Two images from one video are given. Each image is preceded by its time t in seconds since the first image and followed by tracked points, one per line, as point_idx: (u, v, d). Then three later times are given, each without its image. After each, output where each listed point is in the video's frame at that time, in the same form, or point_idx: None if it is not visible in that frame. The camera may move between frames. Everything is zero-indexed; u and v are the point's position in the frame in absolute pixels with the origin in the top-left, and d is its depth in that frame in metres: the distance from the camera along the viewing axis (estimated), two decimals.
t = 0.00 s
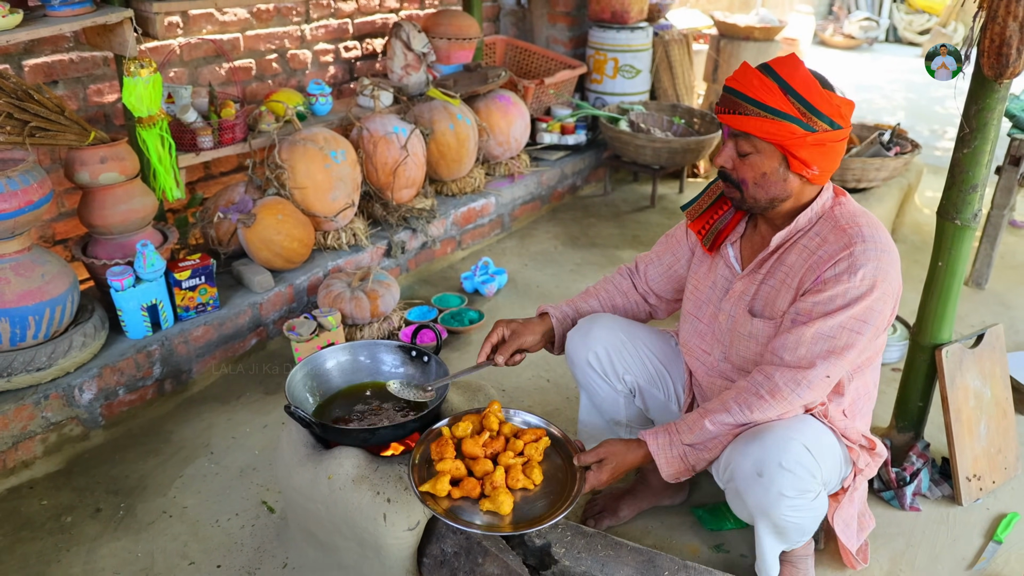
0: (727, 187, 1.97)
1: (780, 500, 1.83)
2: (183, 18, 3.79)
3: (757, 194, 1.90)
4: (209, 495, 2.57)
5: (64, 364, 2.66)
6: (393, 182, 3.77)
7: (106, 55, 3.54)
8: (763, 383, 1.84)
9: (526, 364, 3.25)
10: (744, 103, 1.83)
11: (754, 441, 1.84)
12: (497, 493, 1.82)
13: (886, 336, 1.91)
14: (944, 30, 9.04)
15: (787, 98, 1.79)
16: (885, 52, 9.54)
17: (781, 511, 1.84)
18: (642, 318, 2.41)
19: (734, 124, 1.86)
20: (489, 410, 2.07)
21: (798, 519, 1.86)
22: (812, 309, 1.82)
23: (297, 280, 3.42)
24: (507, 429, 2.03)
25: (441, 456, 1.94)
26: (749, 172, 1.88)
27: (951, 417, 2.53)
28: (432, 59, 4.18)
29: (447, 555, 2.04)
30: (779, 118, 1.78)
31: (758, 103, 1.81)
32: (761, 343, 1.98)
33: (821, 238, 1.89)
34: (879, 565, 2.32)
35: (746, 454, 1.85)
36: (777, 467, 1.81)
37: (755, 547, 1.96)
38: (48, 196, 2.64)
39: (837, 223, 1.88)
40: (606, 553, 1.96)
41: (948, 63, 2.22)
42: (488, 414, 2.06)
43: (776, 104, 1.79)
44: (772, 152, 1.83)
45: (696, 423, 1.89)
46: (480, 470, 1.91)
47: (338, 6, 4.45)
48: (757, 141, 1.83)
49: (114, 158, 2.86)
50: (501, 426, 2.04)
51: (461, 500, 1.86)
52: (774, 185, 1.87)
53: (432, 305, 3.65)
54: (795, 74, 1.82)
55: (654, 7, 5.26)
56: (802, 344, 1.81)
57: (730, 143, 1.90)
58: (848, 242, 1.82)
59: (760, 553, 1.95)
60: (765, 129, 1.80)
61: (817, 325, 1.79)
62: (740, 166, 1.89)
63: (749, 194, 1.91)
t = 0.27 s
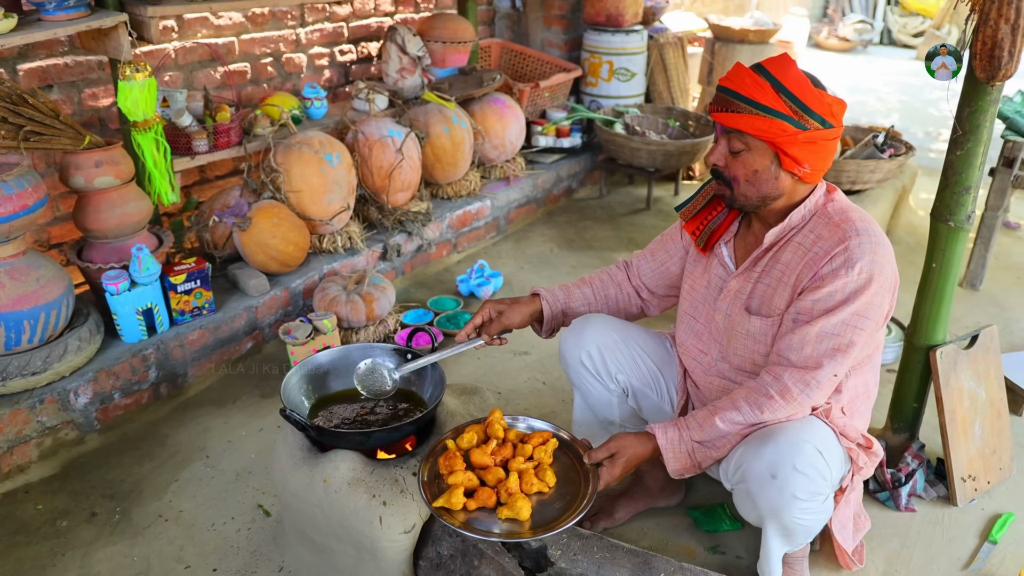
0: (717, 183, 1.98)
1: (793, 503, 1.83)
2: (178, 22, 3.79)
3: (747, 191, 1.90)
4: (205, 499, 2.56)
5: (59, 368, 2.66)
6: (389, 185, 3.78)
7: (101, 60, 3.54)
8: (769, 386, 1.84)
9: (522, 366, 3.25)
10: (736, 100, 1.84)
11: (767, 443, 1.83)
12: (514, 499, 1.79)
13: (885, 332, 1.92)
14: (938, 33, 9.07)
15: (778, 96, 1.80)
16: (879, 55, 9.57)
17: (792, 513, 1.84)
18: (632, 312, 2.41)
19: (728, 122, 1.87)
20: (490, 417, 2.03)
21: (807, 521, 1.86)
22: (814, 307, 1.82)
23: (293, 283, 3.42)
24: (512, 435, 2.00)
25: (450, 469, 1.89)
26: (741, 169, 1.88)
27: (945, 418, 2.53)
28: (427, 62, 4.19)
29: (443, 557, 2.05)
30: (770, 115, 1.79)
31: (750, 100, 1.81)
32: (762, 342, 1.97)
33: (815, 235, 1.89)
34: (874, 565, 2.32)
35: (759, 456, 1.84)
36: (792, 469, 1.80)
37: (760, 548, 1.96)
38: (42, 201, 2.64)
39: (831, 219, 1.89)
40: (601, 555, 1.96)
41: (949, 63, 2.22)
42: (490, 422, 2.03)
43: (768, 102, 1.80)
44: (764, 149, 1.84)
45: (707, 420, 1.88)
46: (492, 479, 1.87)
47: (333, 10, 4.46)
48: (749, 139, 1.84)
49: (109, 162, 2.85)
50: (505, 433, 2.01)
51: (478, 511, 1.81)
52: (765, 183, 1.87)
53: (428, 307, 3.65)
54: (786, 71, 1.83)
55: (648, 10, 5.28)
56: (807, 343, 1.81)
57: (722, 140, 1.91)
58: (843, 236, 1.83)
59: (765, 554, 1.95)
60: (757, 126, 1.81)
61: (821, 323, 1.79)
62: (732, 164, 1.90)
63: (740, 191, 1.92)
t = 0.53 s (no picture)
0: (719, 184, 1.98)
1: (813, 502, 1.82)
2: (177, 22, 3.79)
3: (750, 189, 1.91)
4: (204, 499, 2.56)
5: (58, 368, 2.66)
6: (388, 185, 3.78)
7: (101, 59, 3.54)
8: (784, 383, 1.84)
9: (521, 366, 3.25)
10: (736, 99, 1.85)
11: (789, 441, 1.82)
12: (542, 511, 1.78)
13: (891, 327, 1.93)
14: (937, 33, 9.07)
15: (778, 94, 1.81)
16: (878, 55, 9.57)
17: (810, 512, 1.83)
18: (625, 313, 2.42)
19: (729, 121, 1.87)
20: (500, 429, 2.00)
21: (823, 520, 1.86)
22: (824, 304, 1.82)
23: (292, 283, 3.42)
24: (525, 445, 1.98)
25: (469, 486, 1.86)
26: (743, 167, 1.88)
27: (944, 418, 2.53)
28: (427, 62, 4.19)
29: (443, 557, 2.05)
30: (770, 113, 1.80)
31: (750, 98, 1.82)
32: (765, 338, 1.97)
33: (821, 232, 1.90)
34: (874, 565, 2.32)
35: (782, 453, 1.82)
36: (814, 467, 1.79)
37: (773, 547, 1.94)
38: (42, 201, 2.64)
39: (835, 216, 1.90)
40: (601, 554, 1.96)
41: (948, 63, 2.23)
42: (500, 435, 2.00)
43: (768, 100, 1.80)
44: (765, 146, 1.84)
45: (726, 418, 1.88)
46: (513, 492, 1.85)
47: (333, 10, 4.46)
48: (750, 137, 1.84)
49: (108, 162, 2.85)
50: (519, 445, 1.99)
51: (505, 526, 1.80)
52: (769, 180, 1.88)
53: (428, 307, 3.65)
54: (784, 69, 1.83)
55: (648, 11, 5.28)
56: (820, 341, 1.81)
57: (723, 140, 1.91)
58: (849, 233, 1.84)
59: (776, 552, 1.93)
60: (757, 124, 1.82)
61: (834, 320, 1.80)
62: (734, 162, 1.90)
63: (742, 189, 1.92)
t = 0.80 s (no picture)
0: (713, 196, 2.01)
1: (826, 499, 1.82)
2: (179, 19, 3.79)
3: (739, 201, 1.93)
4: (205, 496, 2.56)
5: (60, 365, 2.66)
6: (390, 183, 3.78)
7: (103, 57, 3.54)
8: (798, 381, 1.84)
9: (523, 365, 3.25)
10: (703, 119, 1.89)
11: (804, 438, 1.81)
12: (568, 520, 1.76)
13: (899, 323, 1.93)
14: (939, 33, 9.06)
15: (735, 108, 1.82)
16: (880, 54, 9.56)
17: (823, 510, 1.84)
18: (634, 312, 2.40)
19: (699, 141, 1.91)
20: (510, 437, 1.97)
21: (834, 519, 1.87)
22: (835, 302, 1.82)
23: (294, 281, 3.42)
24: (539, 452, 1.96)
25: (489, 498, 1.83)
26: (725, 181, 1.91)
27: (947, 418, 2.53)
28: (429, 61, 4.19)
29: (445, 555, 2.06)
30: (730, 129, 1.82)
31: (712, 118, 1.86)
32: (777, 337, 1.98)
33: (829, 230, 1.90)
34: (875, 565, 2.32)
35: (797, 451, 1.82)
36: (830, 465, 1.79)
37: (782, 545, 1.94)
38: (44, 198, 2.64)
39: (843, 215, 1.90)
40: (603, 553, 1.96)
41: (948, 63, 2.22)
42: (512, 443, 1.96)
43: (726, 117, 1.83)
44: (737, 159, 1.85)
45: (741, 416, 1.87)
46: (535, 502, 1.83)
47: (335, 7, 4.45)
48: (721, 153, 1.87)
49: (110, 159, 2.85)
50: (534, 452, 1.97)
51: (531, 537, 1.77)
52: (750, 190, 1.89)
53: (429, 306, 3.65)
54: (740, 81, 1.84)
55: (650, 9, 5.27)
56: (831, 339, 1.82)
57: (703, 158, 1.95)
58: (859, 231, 1.84)
59: (784, 550, 1.93)
60: (722, 141, 1.85)
61: (845, 318, 1.80)
62: (716, 177, 1.93)
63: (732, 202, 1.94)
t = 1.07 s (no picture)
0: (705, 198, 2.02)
1: (830, 499, 1.82)
2: (180, 17, 3.79)
3: (731, 203, 1.93)
4: (206, 494, 2.56)
5: (61, 363, 2.66)
6: (391, 182, 3.77)
7: (104, 55, 3.53)
8: (801, 380, 1.83)
9: (523, 364, 3.25)
10: (692, 124, 1.89)
11: (808, 437, 1.82)
12: (576, 520, 1.76)
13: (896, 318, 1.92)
14: (941, 32, 9.05)
15: (724, 110, 1.83)
16: (882, 53, 9.54)
17: (827, 509, 1.83)
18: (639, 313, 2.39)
19: (690, 145, 1.91)
20: (514, 437, 1.97)
21: (838, 518, 1.86)
22: (830, 299, 1.82)
23: (295, 279, 3.42)
24: (544, 451, 1.96)
25: (495, 498, 1.83)
26: (716, 184, 1.91)
27: (948, 418, 2.53)
28: (430, 59, 4.18)
29: (445, 554, 2.05)
30: (720, 131, 1.83)
31: (701, 122, 1.86)
32: (771, 334, 1.98)
33: (821, 227, 1.89)
34: (875, 565, 2.32)
35: (801, 449, 1.82)
36: (834, 464, 1.79)
37: (784, 544, 1.93)
38: (45, 195, 2.64)
39: (835, 210, 1.89)
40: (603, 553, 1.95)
41: (948, 63, 2.22)
42: (516, 442, 1.97)
43: (716, 119, 1.83)
44: (728, 161, 1.86)
45: (744, 415, 1.88)
46: (541, 501, 1.83)
47: (336, 6, 4.45)
48: (712, 155, 1.87)
49: (111, 157, 2.86)
50: (538, 450, 1.96)
51: (538, 537, 1.77)
52: (742, 191, 1.89)
53: (430, 304, 3.65)
54: (728, 84, 1.84)
55: (652, 8, 5.27)
56: (830, 338, 1.81)
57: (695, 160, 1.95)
58: (850, 227, 1.83)
59: (788, 549, 1.92)
60: (711, 145, 1.85)
61: (841, 316, 1.79)
62: (708, 180, 1.93)
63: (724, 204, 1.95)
